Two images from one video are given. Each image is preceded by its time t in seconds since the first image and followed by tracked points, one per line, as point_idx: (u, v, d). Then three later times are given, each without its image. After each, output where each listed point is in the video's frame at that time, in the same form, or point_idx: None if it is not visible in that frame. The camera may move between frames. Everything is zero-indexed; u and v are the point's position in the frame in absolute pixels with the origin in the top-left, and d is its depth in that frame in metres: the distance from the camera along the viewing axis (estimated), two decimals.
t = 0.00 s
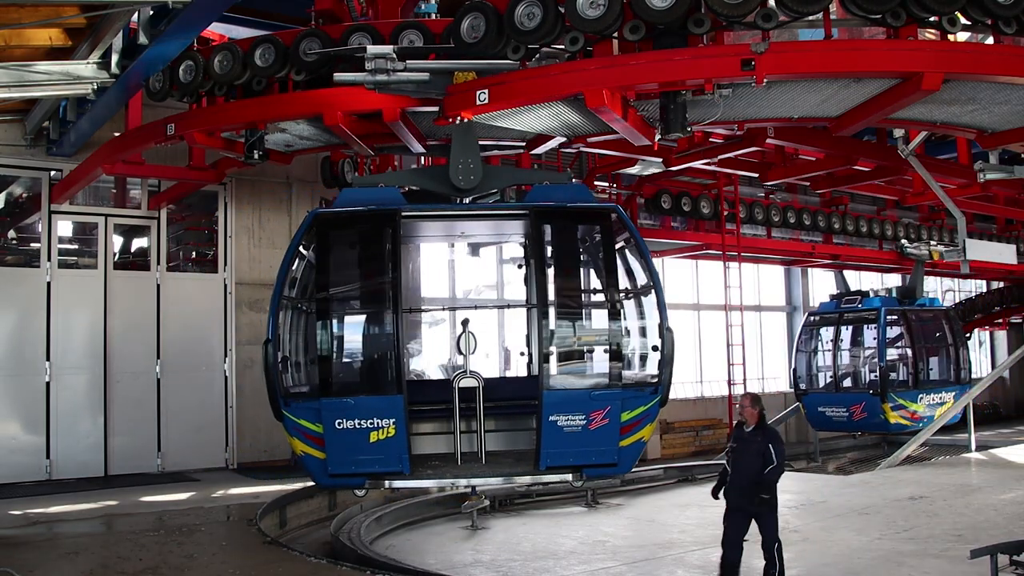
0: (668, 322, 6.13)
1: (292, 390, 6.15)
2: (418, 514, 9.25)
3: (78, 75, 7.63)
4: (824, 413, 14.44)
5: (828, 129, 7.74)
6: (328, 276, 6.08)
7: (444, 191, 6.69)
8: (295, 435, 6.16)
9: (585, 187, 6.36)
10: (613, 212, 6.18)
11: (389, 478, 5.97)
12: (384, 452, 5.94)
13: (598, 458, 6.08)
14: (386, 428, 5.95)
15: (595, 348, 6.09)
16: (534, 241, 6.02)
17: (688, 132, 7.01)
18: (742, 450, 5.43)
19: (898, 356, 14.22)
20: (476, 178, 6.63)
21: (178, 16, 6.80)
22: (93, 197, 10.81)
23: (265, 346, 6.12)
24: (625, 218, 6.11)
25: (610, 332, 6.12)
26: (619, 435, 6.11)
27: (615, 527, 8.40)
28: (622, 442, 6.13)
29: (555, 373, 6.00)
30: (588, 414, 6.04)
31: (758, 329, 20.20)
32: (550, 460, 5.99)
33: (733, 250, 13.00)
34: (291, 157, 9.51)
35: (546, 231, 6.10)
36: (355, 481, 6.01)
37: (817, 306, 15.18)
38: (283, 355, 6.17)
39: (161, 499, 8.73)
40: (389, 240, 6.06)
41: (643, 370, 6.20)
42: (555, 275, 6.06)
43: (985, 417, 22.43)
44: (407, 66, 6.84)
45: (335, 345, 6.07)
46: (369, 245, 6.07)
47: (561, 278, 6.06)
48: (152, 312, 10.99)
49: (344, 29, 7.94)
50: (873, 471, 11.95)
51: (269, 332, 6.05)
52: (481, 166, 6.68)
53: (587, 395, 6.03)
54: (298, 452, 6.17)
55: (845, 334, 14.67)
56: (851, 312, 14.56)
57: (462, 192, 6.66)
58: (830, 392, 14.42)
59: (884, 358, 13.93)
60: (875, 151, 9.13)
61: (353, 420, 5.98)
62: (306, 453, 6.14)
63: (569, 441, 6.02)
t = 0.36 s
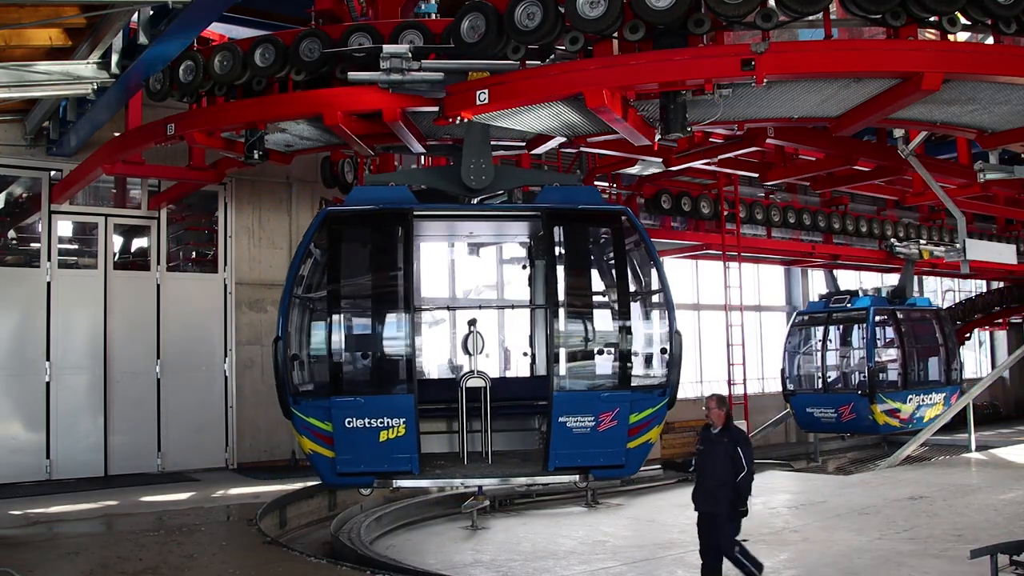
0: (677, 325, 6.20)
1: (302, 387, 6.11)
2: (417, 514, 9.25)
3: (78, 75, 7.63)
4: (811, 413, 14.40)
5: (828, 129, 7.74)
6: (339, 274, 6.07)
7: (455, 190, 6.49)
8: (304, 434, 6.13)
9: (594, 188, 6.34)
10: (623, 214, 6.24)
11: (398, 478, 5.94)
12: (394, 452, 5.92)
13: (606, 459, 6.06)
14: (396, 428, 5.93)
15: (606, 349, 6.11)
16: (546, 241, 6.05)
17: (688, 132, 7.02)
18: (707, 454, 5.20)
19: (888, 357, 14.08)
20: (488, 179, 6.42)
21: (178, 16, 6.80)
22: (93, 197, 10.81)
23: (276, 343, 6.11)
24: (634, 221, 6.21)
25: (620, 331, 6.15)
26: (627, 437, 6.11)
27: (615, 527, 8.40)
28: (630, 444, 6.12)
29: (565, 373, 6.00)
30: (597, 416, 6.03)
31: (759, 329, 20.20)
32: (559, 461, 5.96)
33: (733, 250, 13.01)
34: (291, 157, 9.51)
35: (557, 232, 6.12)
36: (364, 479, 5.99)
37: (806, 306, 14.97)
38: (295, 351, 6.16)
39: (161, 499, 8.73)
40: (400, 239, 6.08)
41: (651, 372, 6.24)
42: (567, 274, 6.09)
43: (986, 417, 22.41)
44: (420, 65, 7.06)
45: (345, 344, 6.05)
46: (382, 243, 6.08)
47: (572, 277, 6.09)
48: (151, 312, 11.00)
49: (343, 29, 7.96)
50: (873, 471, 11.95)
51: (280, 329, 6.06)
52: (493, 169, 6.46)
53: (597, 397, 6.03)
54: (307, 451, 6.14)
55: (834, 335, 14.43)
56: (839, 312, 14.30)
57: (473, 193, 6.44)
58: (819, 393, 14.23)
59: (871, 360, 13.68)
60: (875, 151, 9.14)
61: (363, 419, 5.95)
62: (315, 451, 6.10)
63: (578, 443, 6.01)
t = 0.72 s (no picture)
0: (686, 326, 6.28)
1: (314, 385, 6.10)
2: (417, 515, 9.25)
3: (78, 75, 7.63)
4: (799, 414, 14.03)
5: (828, 129, 7.74)
6: (351, 271, 6.07)
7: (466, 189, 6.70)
8: (313, 432, 6.11)
9: (603, 190, 6.39)
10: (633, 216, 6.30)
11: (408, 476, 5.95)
12: (405, 451, 5.93)
13: (615, 459, 6.06)
14: (407, 426, 5.93)
15: (615, 347, 6.17)
16: (558, 242, 6.10)
17: (688, 132, 7.02)
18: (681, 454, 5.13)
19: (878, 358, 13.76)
20: (500, 178, 6.66)
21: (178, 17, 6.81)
22: (93, 197, 10.81)
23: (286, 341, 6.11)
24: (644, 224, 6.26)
25: (630, 330, 6.23)
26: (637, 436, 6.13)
27: (615, 527, 8.40)
28: (639, 443, 6.13)
29: (577, 372, 6.02)
30: (607, 416, 6.04)
31: (759, 329, 20.18)
32: (569, 460, 5.96)
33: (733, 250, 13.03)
34: (291, 158, 9.50)
35: (569, 232, 6.17)
36: (374, 478, 5.97)
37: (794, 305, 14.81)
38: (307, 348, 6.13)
39: (161, 499, 8.73)
40: (413, 238, 6.08)
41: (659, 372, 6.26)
42: (576, 275, 6.13)
43: (986, 417, 22.39)
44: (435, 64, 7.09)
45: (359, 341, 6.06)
46: (395, 242, 6.08)
47: (582, 277, 6.14)
48: (151, 312, 10.99)
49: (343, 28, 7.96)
50: (873, 471, 11.95)
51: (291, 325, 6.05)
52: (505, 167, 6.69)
53: (607, 397, 6.06)
54: (316, 450, 6.11)
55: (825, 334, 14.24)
56: (830, 311, 14.13)
57: (484, 192, 6.66)
58: (807, 392, 14.03)
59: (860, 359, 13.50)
60: (875, 151, 9.14)
61: (374, 417, 5.95)
62: (324, 450, 6.08)
63: (588, 442, 6.01)
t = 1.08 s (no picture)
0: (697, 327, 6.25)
1: (329, 384, 6.05)
2: (417, 514, 9.25)
3: (78, 75, 7.63)
4: (788, 414, 13.94)
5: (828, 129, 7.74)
6: (365, 270, 6.05)
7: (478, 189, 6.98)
8: (325, 432, 6.10)
9: (613, 191, 6.42)
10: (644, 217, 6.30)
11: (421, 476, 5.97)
12: (417, 451, 5.95)
13: (626, 459, 6.09)
14: (420, 425, 5.96)
15: (627, 346, 6.20)
16: (569, 242, 6.13)
17: (688, 132, 7.01)
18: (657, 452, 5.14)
19: (865, 357, 13.74)
20: (512, 178, 6.95)
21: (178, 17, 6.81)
22: (93, 197, 10.81)
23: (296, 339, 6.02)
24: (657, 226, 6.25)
25: (639, 333, 6.24)
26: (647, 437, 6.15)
27: (615, 527, 8.40)
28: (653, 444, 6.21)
29: (589, 373, 6.08)
30: (619, 416, 6.09)
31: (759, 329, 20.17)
32: (581, 460, 6.01)
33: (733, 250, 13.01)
34: (291, 158, 9.49)
35: (580, 233, 6.18)
36: (385, 477, 5.99)
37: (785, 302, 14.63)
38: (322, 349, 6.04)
39: (161, 499, 8.73)
40: (425, 238, 6.11)
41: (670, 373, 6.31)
42: (587, 274, 6.17)
43: (987, 418, 22.38)
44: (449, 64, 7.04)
45: (375, 341, 6.04)
46: (407, 242, 6.10)
47: (593, 278, 6.16)
48: (151, 312, 10.99)
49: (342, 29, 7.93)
50: (873, 471, 11.94)
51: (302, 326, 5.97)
52: (516, 168, 7.00)
53: (619, 397, 6.11)
54: (328, 449, 6.10)
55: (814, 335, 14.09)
56: (819, 311, 13.95)
57: (496, 192, 6.96)
58: (795, 392, 13.92)
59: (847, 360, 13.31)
60: (875, 151, 9.14)
61: (386, 417, 5.96)
62: (336, 449, 6.08)
63: (600, 442, 6.05)
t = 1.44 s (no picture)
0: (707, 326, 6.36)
1: (342, 383, 6.03)
2: (418, 514, 9.26)
3: (78, 75, 7.63)
4: (777, 415, 13.94)
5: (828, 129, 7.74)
6: (378, 270, 6.05)
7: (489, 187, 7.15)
8: (340, 432, 6.08)
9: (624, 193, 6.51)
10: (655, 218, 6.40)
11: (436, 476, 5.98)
12: (433, 451, 5.95)
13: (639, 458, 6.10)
14: (435, 425, 5.95)
15: (639, 345, 6.23)
16: (583, 241, 6.15)
17: (688, 132, 7.01)
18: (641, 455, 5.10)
19: (856, 358, 13.65)
20: (524, 177, 7.10)
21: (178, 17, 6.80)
22: (93, 197, 10.81)
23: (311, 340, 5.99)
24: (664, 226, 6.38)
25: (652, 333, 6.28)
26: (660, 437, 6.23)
27: (615, 527, 8.40)
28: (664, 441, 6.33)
29: (605, 374, 6.09)
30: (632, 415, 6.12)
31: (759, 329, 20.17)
32: (595, 459, 6.00)
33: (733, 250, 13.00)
34: (291, 158, 9.49)
35: (593, 233, 6.23)
36: (400, 477, 5.99)
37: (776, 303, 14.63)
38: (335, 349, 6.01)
39: (161, 499, 8.73)
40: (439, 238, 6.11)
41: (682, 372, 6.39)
42: (601, 273, 6.20)
43: (987, 418, 22.36)
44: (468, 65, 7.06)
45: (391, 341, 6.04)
46: (421, 241, 6.10)
47: (608, 278, 6.21)
48: (152, 312, 10.99)
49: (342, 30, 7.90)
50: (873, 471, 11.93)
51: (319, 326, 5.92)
52: (528, 167, 7.16)
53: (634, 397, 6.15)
54: (344, 449, 6.07)
55: (804, 334, 14.07)
56: (808, 309, 13.94)
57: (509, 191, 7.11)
58: (784, 392, 13.87)
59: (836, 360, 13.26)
60: (875, 151, 9.13)
61: (402, 417, 5.95)
62: (352, 450, 6.05)
63: (614, 441, 6.06)
